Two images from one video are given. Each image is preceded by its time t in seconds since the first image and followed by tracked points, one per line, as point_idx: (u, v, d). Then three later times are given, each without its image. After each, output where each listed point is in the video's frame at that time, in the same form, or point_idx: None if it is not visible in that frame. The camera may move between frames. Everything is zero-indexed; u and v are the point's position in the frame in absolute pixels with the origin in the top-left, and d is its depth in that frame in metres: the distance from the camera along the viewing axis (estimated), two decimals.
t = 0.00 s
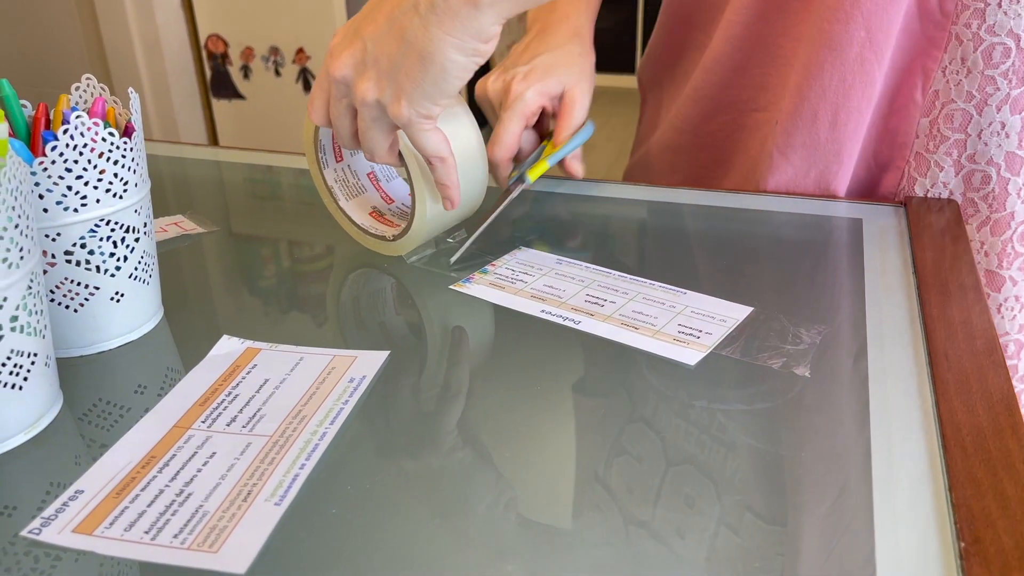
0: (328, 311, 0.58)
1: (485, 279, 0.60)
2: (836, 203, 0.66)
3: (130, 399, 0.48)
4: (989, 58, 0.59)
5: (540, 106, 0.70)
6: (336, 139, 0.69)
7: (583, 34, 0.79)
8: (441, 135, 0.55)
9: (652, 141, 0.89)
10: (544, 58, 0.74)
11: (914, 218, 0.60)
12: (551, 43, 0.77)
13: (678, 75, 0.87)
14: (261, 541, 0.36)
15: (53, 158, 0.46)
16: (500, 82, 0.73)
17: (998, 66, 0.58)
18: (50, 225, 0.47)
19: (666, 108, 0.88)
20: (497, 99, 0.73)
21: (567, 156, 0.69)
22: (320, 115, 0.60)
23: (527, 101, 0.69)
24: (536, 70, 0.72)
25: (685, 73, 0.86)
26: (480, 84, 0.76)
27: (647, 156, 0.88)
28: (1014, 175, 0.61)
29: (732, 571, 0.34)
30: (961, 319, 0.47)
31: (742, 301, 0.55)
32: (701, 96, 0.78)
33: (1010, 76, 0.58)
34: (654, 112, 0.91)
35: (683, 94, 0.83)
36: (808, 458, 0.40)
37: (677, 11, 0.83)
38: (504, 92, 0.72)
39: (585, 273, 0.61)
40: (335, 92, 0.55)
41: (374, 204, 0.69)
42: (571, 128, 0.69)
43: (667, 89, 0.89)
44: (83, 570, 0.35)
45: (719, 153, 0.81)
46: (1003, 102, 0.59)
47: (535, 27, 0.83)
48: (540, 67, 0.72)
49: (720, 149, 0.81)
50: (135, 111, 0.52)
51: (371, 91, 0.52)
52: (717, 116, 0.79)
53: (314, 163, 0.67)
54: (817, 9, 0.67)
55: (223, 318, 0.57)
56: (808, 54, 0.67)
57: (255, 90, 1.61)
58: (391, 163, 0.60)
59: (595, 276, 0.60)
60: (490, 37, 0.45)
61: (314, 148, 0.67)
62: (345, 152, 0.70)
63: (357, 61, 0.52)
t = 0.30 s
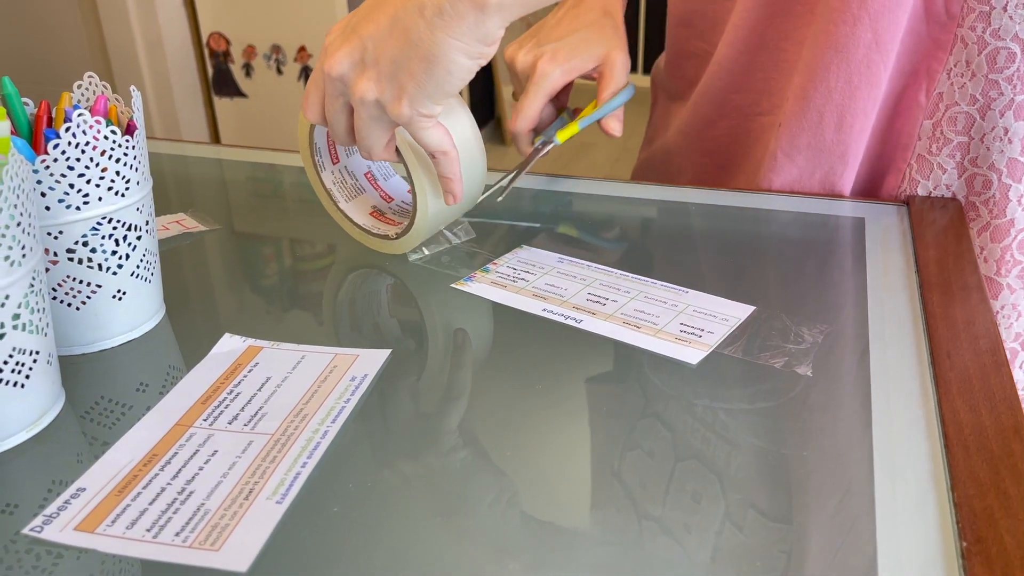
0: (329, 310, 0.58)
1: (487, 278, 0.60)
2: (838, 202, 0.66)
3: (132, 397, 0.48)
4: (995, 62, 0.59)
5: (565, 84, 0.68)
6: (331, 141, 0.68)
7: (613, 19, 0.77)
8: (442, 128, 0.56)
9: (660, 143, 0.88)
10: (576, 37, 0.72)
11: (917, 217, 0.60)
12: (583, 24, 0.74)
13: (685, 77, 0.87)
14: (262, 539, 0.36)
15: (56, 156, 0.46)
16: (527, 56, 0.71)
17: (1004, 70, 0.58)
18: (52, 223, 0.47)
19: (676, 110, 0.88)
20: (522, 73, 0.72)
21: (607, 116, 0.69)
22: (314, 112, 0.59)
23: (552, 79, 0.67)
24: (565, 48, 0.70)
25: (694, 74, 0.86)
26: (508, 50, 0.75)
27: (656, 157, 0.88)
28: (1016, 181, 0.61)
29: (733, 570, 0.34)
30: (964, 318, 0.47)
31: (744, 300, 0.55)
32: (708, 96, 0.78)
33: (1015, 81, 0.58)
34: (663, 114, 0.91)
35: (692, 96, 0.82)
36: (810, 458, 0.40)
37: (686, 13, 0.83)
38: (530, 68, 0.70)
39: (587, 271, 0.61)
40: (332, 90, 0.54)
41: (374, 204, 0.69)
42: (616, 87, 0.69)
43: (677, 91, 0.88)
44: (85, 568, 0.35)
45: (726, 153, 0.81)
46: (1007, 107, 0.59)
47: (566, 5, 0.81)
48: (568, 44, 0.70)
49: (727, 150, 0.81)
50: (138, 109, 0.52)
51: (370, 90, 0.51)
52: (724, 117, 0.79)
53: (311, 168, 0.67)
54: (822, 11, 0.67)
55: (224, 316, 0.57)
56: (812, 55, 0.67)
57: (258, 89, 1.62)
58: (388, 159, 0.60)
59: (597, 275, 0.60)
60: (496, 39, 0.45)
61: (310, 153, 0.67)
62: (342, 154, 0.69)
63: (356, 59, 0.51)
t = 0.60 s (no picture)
0: (335, 313, 0.59)
1: (493, 282, 0.61)
2: (843, 206, 0.66)
3: (141, 401, 0.49)
4: (996, 64, 0.59)
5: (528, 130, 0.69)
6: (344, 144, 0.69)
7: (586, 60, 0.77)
8: (441, 123, 0.55)
9: (672, 142, 0.89)
10: (545, 81, 0.72)
11: (921, 222, 0.61)
12: (554, 66, 0.74)
13: (702, 78, 0.87)
14: (272, 545, 0.36)
15: (67, 163, 0.46)
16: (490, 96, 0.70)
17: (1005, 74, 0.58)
18: (63, 228, 0.47)
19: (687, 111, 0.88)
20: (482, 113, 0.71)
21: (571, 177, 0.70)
22: (319, 109, 0.59)
23: (518, 124, 0.67)
24: (533, 92, 0.70)
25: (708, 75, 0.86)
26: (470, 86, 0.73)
27: (666, 157, 0.88)
28: (1018, 187, 0.61)
29: None
30: (969, 324, 0.48)
31: (750, 305, 0.56)
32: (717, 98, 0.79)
33: (1016, 86, 0.58)
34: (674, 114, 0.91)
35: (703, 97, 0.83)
36: (815, 463, 0.40)
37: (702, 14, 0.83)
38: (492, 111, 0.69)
39: (593, 276, 0.61)
40: (333, 85, 0.55)
41: (384, 207, 0.69)
42: (582, 147, 0.70)
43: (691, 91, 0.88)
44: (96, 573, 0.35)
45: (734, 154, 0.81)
46: (1008, 112, 0.59)
47: (537, 39, 0.80)
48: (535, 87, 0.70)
49: (735, 151, 0.81)
50: (147, 115, 0.52)
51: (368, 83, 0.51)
52: (734, 118, 0.79)
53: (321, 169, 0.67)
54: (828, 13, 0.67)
55: (229, 318, 0.58)
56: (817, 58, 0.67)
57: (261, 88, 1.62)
58: (391, 155, 0.60)
59: (603, 279, 0.60)
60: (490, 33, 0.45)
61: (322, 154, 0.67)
62: (353, 157, 0.69)
63: (354, 55, 0.51)
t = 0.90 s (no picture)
0: (335, 306, 0.58)
1: (495, 274, 0.60)
2: (847, 199, 0.65)
3: (139, 393, 0.48)
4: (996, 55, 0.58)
5: (527, 119, 0.69)
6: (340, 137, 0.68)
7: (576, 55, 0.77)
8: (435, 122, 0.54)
9: (674, 136, 0.88)
10: (541, 72, 0.72)
11: (928, 214, 0.60)
12: (550, 58, 0.75)
13: (703, 74, 0.86)
14: (272, 539, 0.35)
15: (63, 150, 0.46)
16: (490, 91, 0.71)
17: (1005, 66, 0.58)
18: (60, 218, 0.47)
19: (689, 105, 0.87)
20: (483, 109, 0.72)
21: (554, 175, 0.69)
22: (314, 108, 0.59)
23: (518, 114, 0.68)
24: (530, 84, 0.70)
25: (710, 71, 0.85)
26: (468, 79, 0.73)
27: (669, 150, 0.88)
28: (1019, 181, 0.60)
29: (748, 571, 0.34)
30: (978, 317, 0.47)
31: (754, 298, 0.55)
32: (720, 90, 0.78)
33: (1018, 79, 0.58)
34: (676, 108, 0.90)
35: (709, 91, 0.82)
36: (822, 457, 0.40)
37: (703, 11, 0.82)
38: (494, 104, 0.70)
39: (596, 269, 0.60)
40: (327, 85, 0.54)
41: (382, 201, 0.68)
42: (563, 144, 0.69)
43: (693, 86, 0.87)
44: (92, 565, 0.35)
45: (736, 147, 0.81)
46: (1009, 105, 0.58)
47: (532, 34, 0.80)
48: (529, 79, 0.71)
49: (738, 144, 0.80)
50: (145, 103, 0.52)
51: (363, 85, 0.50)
52: (736, 112, 0.78)
53: (317, 162, 0.67)
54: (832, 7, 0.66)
55: (228, 311, 0.57)
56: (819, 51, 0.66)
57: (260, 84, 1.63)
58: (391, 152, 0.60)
59: (606, 272, 0.60)
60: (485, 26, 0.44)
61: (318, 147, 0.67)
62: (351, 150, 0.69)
63: (346, 53, 0.50)
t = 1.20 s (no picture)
0: (334, 305, 0.58)
1: (496, 272, 0.60)
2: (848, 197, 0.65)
3: (139, 391, 0.48)
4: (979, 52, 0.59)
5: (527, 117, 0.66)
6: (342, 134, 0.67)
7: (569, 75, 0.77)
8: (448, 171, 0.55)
9: (670, 137, 0.87)
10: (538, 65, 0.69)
11: (930, 213, 0.60)
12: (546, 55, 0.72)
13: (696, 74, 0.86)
14: (273, 537, 0.35)
15: (65, 147, 0.46)
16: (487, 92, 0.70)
17: (988, 64, 0.58)
18: (60, 215, 0.47)
19: (686, 106, 0.87)
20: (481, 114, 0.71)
21: (554, 172, 0.68)
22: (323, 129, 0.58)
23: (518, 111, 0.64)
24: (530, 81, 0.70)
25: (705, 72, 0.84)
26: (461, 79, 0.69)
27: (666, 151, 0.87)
28: (1003, 179, 0.61)
29: (752, 569, 0.34)
30: (979, 315, 0.47)
31: (756, 297, 0.55)
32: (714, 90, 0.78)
33: (1001, 77, 0.58)
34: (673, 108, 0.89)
35: (706, 91, 0.82)
36: (826, 455, 0.40)
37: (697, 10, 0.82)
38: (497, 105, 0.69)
39: (597, 267, 0.60)
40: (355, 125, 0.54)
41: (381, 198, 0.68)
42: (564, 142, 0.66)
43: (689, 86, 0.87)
44: (92, 563, 0.35)
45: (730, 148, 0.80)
46: (993, 103, 0.59)
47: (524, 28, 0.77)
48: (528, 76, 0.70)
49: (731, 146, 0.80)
50: (146, 100, 0.51)
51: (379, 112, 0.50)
52: (730, 113, 0.78)
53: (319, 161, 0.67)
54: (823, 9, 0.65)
55: (228, 310, 0.57)
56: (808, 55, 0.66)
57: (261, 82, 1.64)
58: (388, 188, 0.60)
59: (608, 270, 0.59)
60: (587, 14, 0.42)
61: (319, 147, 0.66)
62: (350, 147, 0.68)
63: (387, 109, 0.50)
